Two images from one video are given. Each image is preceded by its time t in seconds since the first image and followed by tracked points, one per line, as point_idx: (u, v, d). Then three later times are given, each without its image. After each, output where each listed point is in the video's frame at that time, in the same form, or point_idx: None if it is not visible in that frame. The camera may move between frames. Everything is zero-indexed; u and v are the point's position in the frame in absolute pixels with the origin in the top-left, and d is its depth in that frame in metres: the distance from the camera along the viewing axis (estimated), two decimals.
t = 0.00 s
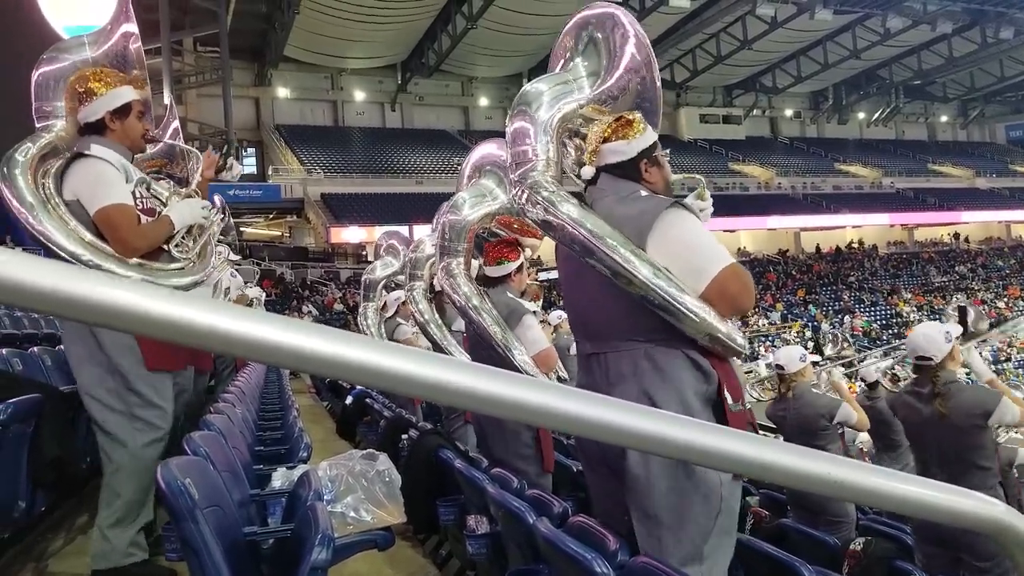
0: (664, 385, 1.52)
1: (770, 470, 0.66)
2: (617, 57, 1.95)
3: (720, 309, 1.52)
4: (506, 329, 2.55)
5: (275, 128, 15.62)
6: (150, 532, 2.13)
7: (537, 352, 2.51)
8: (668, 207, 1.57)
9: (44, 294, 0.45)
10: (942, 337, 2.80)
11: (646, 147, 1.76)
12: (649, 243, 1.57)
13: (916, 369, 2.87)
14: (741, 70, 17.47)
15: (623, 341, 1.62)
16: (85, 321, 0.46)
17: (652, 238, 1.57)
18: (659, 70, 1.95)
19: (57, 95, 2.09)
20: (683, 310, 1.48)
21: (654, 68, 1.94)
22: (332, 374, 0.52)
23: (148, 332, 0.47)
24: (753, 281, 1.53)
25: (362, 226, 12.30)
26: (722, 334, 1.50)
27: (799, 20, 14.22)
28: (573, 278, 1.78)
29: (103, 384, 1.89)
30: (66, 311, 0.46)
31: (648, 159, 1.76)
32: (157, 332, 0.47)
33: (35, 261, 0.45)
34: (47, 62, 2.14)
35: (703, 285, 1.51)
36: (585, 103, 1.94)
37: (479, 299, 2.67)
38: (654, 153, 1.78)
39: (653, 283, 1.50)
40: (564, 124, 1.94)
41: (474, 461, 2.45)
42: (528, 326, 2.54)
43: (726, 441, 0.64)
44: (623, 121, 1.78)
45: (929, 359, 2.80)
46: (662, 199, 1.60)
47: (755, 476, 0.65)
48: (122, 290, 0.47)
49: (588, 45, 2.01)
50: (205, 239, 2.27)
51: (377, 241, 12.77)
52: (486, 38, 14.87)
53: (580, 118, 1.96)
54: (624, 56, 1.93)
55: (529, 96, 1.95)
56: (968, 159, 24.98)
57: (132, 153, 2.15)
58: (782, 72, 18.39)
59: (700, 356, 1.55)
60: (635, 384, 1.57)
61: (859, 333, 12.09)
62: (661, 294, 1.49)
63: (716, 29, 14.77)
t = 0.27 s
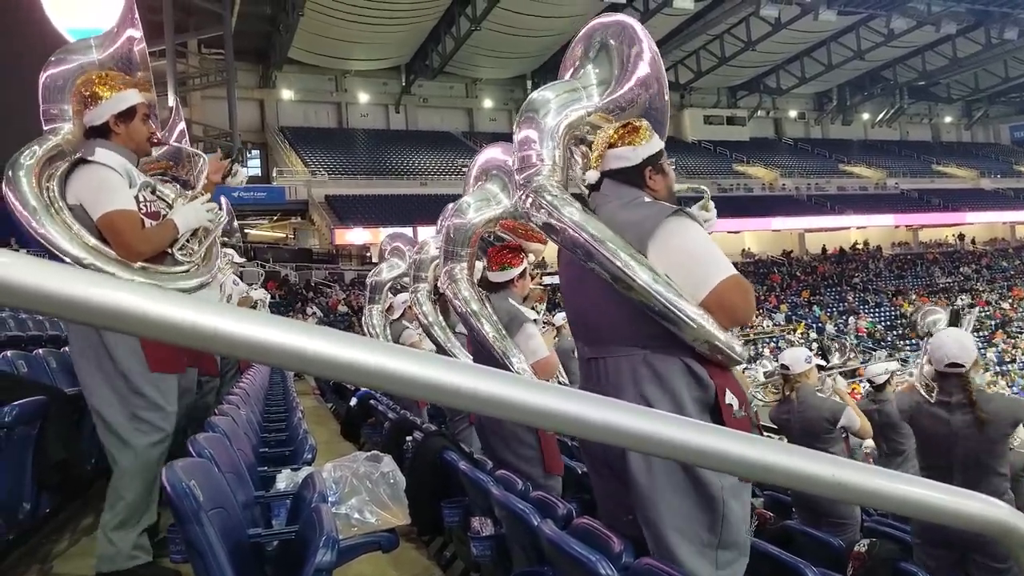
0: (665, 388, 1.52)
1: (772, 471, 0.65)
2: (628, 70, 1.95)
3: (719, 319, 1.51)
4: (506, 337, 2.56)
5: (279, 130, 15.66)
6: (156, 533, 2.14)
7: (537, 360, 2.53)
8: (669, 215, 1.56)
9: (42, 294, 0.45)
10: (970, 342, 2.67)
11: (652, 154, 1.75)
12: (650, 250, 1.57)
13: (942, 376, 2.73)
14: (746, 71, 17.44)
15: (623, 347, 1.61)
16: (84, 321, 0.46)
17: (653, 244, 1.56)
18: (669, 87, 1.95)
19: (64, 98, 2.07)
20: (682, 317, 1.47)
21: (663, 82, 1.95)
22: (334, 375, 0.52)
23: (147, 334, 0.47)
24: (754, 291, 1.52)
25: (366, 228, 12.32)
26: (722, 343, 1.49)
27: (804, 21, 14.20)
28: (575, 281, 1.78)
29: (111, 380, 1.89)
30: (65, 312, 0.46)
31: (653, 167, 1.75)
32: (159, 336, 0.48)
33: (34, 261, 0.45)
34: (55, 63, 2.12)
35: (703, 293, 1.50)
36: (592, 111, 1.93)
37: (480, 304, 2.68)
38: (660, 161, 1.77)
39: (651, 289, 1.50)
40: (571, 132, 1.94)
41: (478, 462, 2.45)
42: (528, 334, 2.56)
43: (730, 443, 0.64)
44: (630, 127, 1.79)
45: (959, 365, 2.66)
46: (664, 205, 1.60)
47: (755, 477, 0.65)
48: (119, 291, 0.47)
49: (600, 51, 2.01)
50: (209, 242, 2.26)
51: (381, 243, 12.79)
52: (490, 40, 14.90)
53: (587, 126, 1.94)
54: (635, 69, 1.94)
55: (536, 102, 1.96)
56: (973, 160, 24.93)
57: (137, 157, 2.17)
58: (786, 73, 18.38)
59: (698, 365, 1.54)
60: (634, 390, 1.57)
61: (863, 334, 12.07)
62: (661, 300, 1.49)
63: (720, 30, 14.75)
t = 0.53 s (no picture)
0: (665, 391, 1.51)
1: (773, 474, 0.64)
2: (641, 74, 1.95)
3: (720, 322, 1.49)
4: (508, 336, 2.55)
5: (280, 131, 15.68)
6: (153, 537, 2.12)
7: (538, 359, 2.50)
8: (667, 215, 1.55)
9: (40, 294, 0.44)
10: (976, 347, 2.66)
11: (656, 154, 1.73)
12: (650, 250, 1.56)
13: (947, 381, 2.71)
14: (747, 75, 17.47)
15: (622, 349, 1.61)
16: (79, 320, 0.45)
17: (652, 244, 1.56)
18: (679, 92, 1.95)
19: (63, 98, 2.10)
20: (682, 320, 1.47)
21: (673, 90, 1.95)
22: (332, 376, 0.51)
23: (145, 333, 0.47)
24: (755, 292, 1.50)
25: (366, 229, 12.32)
26: (721, 345, 1.49)
27: (804, 25, 14.23)
28: (576, 283, 1.77)
29: (103, 396, 1.89)
30: (63, 312, 0.45)
31: (656, 167, 1.74)
32: (155, 336, 0.47)
33: (30, 260, 0.44)
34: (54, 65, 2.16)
35: (703, 295, 1.49)
36: (602, 114, 1.94)
37: (481, 304, 2.68)
38: (664, 161, 1.75)
39: (653, 292, 1.49)
40: (580, 133, 1.94)
41: (478, 465, 2.44)
42: (531, 333, 2.52)
43: (731, 446, 0.63)
44: (634, 128, 1.78)
45: (965, 369, 2.65)
46: (662, 206, 1.59)
47: (758, 479, 0.64)
48: (116, 292, 0.46)
49: (615, 53, 1.98)
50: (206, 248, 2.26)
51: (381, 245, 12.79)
52: (491, 43, 14.92)
53: (595, 127, 1.95)
54: (647, 75, 1.94)
55: (547, 102, 1.95)
56: (973, 164, 24.94)
57: (137, 158, 2.15)
58: (786, 77, 18.41)
59: (699, 368, 1.53)
60: (635, 392, 1.55)
61: (863, 338, 12.07)
62: (662, 304, 1.48)
63: (721, 34, 14.77)
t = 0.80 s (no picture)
0: (666, 390, 1.51)
1: (769, 477, 0.65)
2: (621, 68, 1.95)
3: (719, 318, 1.51)
4: (505, 338, 2.54)
5: (276, 134, 15.66)
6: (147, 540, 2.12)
7: (536, 362, 2.50)
8: (663, 217, 1.56)
9: (40, 297, 0.44)
10: (970, 352, 2.70)
11: (645, 153, 1.74)
12: (647, 250, 1.56)
13: (944, 384, 2.74)
14: (743, 79, 17.50)
15: (621, 350, 1.61)
16: (76, 323, 0.45)
17: (649, 244, 1.56)
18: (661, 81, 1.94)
19: (54, 94, 2.10)
20: (681, 318, 1.47)
21: (655, 80, 1.94)
22: (327, 379, 0.51)
23: (141, 337, 0.46)
24: (752, 288, 1.51)
25: (362, 232, 12.31)
26: (722, 342, 1.49)
27: (800, 29, 14.27)
28: (570, 284, 1.78)
29: (94, 394, 1.88)
30: (56, 315, 0.45)
31: (646, 165, 1.74)
32: (147, 337, 0.47)
33: (28, 265, 0.44)
34: (44, 62, 2.16)
35: (702, 293, 1.50)
36: (586, 111, 1.93)
37: (479, 308, 2.67)
38: (653, 160, 1.76)
39: (651, 291, 1.49)
40: (566, 132, 1.93)
41: (474, 468, 2.43)
42: (527, 335, 2.53)
43: (727, 448, 0.63)
44: (623, 126, 1.79)
45: (961, 374, 2.68)
46: (658, 207, 1.60)
47: (759, 484, 0.64)
48: (114, 295, 0.46)
49: (593, 53, 2.01)
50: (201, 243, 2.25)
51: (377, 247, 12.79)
52: (488, 46, 14.94)
53: (581, 126, 1.94)
54: (627, 67, 1.94)
55: (530, 103, 1.95)
56: (967, 169, 25.06)
57: (129, 155, 2.15)
58: (782, 82, 18.47)
59: (699, 365, 1.53)
60: (635, 392, 1.56)
61: (858, 341, 12.09)
62: (660, 303, 1.48)
63: (717, 38, 14.80)
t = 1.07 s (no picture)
0: (652, 395, 1.51)
1: (766, 476, 0.65)
2: (619, 76, 1.95)
3: (710, 327, 1.50)
4: (497, 338, 2.54)
5: (270, 132, 15.62)
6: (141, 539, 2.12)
7: (526, 362, 2.50)
8: (657, 222, 1.56)
9: (30, 294, 0.44)
10: (962, 352, 2.72)
11: (640, 160, 1.75)
12: (639, 256, 1.57)
13: (936, 385, 2.75)
14: (738, 80, 17.53)
15: (610, 355, 1.61)
16: (65, 321, 0.45)
17: (640, 251, 1.57)
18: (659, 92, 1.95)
19: (46, 94, 2.07)
20: (671, 324, 1.47)
21: (653, 89, 1.95)
22: (324, 378, 0.51)
23: (129, 335, 0.46)
24: (743, 302, 1.52)
25: (357, 231, 12.28)
26: (710, 349, 1.49)
27: (795, 30, 14.30)
28: (563, 287, 1.78)
29: (87, 385, 1.87)
30: (53, 314, 0.45)
31: (642, 173, 1.75)
32: (145, 336, 0.47)
33: (15, 264, 0.44)
34: (39, 58, 2.13)
35: (693, 301, 1.49)
36: (583, 118, 1.93)
37: (470, 307, 2.66)
38: (649, 167, 1.77)
39: (642, 297, 1.49)
40: (561, 138, 1.94)
41: (468, 467, 2.44)
42: (518, 335, 2.52)
43: (722, 446, 0.64)
44: (620, 133, 1.77)
45: (953, 373, 2.69)
46: (651, 213, 1.60)
47: (750, 481, 0.64)
48: (101, 293, 0.46)
49: (590, 57, 2.00)
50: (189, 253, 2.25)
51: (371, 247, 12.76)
52: (483, 45, 14.94)
53: (577, 132, 1.95)
54: (625, 74, 1.93)
55: (526, 107, 1.94)
56: (959, 170, 25.19)
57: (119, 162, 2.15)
58: (776, 82, 18.52)
59: (687, 373, 1.53)
60: (623, 398, 1.56)
61: (852, 341, 12.13)
62: (650, 309, 1.49)
63: (712, 38, 14.83)
